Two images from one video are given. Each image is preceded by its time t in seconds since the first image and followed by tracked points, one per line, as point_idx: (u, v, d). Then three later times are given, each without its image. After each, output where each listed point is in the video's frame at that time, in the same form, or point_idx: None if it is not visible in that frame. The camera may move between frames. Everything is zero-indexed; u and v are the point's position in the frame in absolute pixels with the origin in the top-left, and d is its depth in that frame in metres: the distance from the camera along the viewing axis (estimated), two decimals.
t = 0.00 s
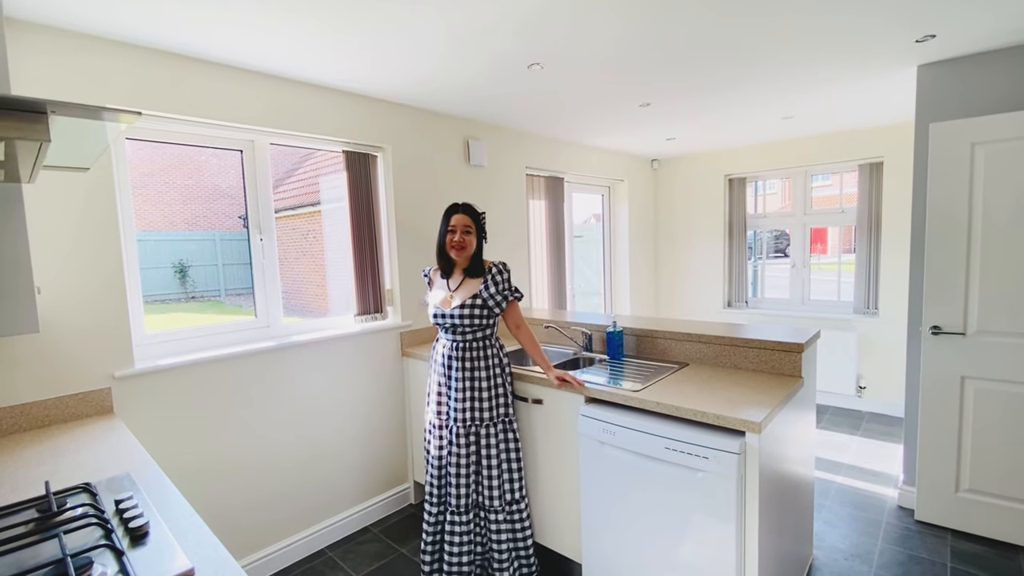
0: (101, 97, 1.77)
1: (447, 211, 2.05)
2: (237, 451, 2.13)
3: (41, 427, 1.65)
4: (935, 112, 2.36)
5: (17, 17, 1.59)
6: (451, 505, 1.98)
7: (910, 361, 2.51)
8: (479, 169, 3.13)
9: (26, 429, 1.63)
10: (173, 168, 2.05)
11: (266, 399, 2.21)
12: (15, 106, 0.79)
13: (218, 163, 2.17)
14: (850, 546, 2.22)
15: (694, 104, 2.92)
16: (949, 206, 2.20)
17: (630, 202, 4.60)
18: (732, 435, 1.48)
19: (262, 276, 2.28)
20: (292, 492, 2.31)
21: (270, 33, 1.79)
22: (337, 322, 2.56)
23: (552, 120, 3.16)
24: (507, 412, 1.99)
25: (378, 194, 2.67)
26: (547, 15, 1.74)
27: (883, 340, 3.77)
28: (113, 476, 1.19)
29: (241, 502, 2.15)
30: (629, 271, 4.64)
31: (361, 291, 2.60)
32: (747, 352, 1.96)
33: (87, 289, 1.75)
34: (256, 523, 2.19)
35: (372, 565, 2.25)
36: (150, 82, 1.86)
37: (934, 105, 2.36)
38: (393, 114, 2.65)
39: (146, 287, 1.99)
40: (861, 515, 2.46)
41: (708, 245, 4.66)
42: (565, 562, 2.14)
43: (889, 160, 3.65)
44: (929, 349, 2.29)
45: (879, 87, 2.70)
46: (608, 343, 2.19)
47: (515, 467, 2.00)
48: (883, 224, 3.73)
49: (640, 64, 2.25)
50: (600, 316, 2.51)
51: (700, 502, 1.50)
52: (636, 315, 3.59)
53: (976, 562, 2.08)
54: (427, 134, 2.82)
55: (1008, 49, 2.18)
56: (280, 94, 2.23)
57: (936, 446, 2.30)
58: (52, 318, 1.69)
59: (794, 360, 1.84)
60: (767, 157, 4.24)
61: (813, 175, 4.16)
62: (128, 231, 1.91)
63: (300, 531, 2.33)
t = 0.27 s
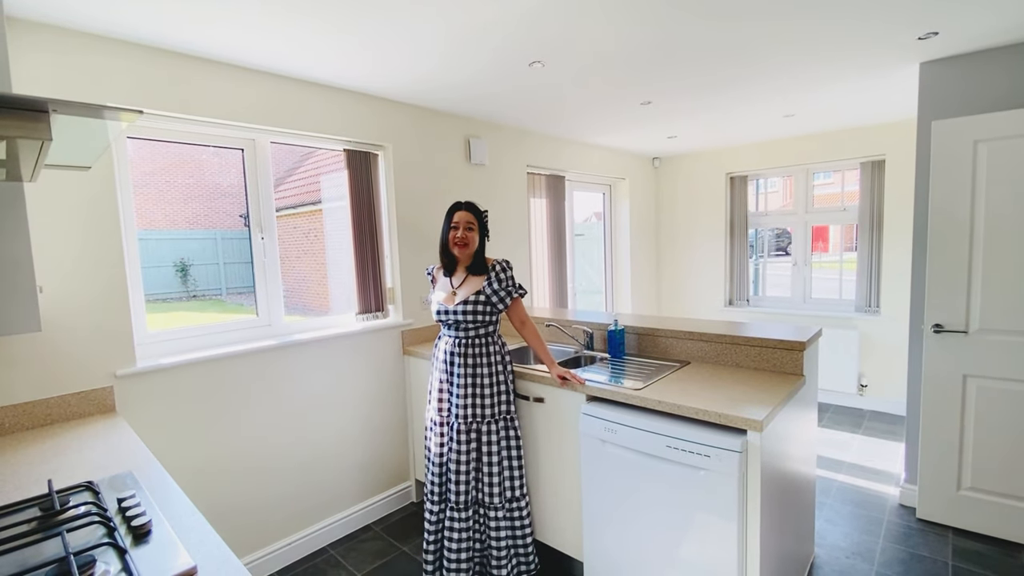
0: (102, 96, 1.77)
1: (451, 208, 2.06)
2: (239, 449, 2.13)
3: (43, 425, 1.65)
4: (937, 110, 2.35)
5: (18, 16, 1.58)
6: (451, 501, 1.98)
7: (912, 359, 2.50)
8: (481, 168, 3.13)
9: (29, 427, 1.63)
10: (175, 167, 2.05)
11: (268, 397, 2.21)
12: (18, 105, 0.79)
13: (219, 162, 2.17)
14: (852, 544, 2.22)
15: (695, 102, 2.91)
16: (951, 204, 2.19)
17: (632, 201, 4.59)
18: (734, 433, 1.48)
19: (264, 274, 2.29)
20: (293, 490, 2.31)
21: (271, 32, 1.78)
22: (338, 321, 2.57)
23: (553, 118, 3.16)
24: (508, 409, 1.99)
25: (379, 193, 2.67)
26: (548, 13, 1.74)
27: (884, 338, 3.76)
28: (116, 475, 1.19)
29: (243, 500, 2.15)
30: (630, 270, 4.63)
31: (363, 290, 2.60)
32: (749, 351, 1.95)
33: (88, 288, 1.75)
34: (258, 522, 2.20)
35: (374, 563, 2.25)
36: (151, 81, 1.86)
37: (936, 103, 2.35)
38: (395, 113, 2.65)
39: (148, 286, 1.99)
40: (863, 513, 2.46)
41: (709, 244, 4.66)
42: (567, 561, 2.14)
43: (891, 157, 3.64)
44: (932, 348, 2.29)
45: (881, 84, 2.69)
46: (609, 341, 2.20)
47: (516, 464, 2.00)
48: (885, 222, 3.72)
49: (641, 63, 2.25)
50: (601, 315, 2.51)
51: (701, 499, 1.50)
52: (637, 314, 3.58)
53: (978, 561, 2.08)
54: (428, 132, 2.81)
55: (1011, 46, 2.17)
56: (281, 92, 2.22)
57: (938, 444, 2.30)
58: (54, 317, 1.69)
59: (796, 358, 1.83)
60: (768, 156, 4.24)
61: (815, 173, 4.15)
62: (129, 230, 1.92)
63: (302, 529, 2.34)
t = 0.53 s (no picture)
0: (103, 94, 1.77)
1: (454, 205, 2.06)
2: (240, 447, 2.13)
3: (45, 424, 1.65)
4: (940, 107, 2.35)
5: (18, 14, 1.58)
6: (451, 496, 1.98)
7: (913, 357, 2.50)
8: (481, 166, 3.12)
9: (32, 425, 1.63)
10: (175, 165, 2.05)
11: (269, 396, 2.22)
12: (19, 102, 0.79)
13: (220, 160, 2.17)
14: (853, 542, 2.22)
15: (696, 99, 2.91)
16: (953, 202, 2.19)
17: (633, 199, 4.59)
18: (735, 431, 1.48)
19: (265, 272, 2.29)
20: (295, 488, 2.31)
21: (271, 29, 1.78)
22: (339, 319, 2.57)
23: (554, 116, 3.15)
24: (508, 407, 1.99)
25: (380, 192, 2.67)
26: (550, 10, 1.73)
27: (886, 336, 3.76)
28: (118, 473, 1.19)
29: (244, 498, 2.15)
30: (631, 268, 4.63)
31: (364, 288, 2.60)
32: (750, 349, 1.95)
33: (90, 287, 1.75)
34: (259, 520, 2.20)
35: (376, 560, 2.26)
36: (152, 79, 1.86)
37: (938, 100, 2.35)
38: (395, 111, 2.64)
39: (149, 285, 1.99)
40: (864, 511, 2.46)
41: (710, 242, 4.65)
42: (568, 559, 2.15)
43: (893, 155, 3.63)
44: (934, 346, 2.28)
45: (883, 82, 2.68)
46: (610, 339, 2.20)
47: (516, 461, 1.99)
48: (887, 220, 3.71)
49: (642, 60, 2.24)
50: (602, 313, 2.51)
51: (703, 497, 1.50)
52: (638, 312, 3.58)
53: (980, 559, 2.08)
54: (429, 130, 2.81)
55: (1013, 42, 2.17)
56: (282, 90, 2.22)
57: (940, 442, 2.30)
58: (55, 315, 1.69)
59: (798, 356, 1.83)
60: (770, 153, 4.23)
61: (816, 171, 4.14)
62: (130, 229, 1.92)
63: (303, 527, 2.34)
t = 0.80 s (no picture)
0: (104, 93, 1.77)
1: (455, 205, 2.06)
2: (241, 446, 2.13)
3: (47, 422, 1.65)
4: (942, 105, 2.34)
5: (18, 12, 1.58)
6: (449, 493, 1.99)
7: (915, 355, 2.50)
8: (482, 164, 3.12)
9: (33, 424, 1.64)
10: (176, 163, 2.05)
11: (270, 394, 2.22)
12: (19, 100, 0.79)
13: (220, 158, 2.17)
14: (854, 540, 2.22)
15: (697, 97, 2.90)
16: (955, 200, 2.18)
17: (633, 197, 4.58)
18: (737, 429, 1.48)
19: (266, 270, 2.29)
20: (296, 486, 2.32)
21: (272, 28, 1.78)
22: (340, 318, 2.57)
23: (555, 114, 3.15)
24: (508, 405, 1.99)
25: (381, 190, 2.66)
26: (551, 8, 1.73)
27: (887, 335, 3.75)
28: (120, 471, 1.19)
29: (245, 497, 2.16)
30: (632, 266, 4.63)
31: (365, 287, 2.60)
32: (752, 347, 1.95)
33: (91, 286, 1.75)
34: (261, 518, 2.20)
35: (378, 558, 2.26)
36: (152, 78, 1.86)
37: (939, 97, 2.34)
38: (396, 109, 2.64)
39: (150, 283, 1.99)
40: (865, 509, 2.46)
41: (711, 240, 4.65)
42: (570, 557, 2.15)
43: (894, 153, 3.62)
44: (936, 344, 2.28)
45: (885, 79, 2.67)
46: (611, 337, 2.20)
47: (515, 458, 1.99)
48: (888, 218, 3.70)
49: (643, 58, 2.24)
50: (603, 311, 2.51)
51: (705, 497, 1.50)
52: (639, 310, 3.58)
53: (981, 557, 2.08)
54: (430, 128, 2.81)
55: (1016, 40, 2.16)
56: (283, 89, 2.22)
57: (941, 440, 2.30)
58: (56, 314, 1.69)
59: (799, 354, 1.83)
60: (770, 152, 4.22)
61: (818, 169, 4.13)
62: (131, 228, 1.92)
63: (305, 525, 2.35)
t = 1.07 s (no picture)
0: (104, 92, 1.77)
1: (449, 203, 2.05)
2: (242, 444, 2.14)
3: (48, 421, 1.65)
4: (943, 102, 2.33)
5: (18, 11, 1.58)
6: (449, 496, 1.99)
7: (915, 353, 2.50)
8: (482, 162, 3.12)
9: (34, 422, 1.64)
10: (177, 162, 2.05)
11: (271, 393, 2.22)
12: (19, 99, 0.79)
13: (220, 157, 2.17)
14: (855, 538, 2.22)
15: (698, 95, 2.89)
16: (957, 198, 2.18)
17: (634, 195, 4.58)
18: (738, 427, 1.48)
19: (266, 269, 2.29)
20: (297, 485, 2.32)
21: (272, 26, 1.78)
22: (340, 316, 2.57)
23: (556, 112, 3.14)
24: (506, 407, 1.99)
25: (381, 189, 2.66)
26: (552, 5, 1.72)
27: (888, 333, 3.75)
28: (122, 469, 1.20)
29: (247, 495, 2.16)
30: (632, 264, 4.62)
31: (365, 285, 2.60)
32: (752, 345, 1.95)
33: (92, 284, 1.75)
34: (262, 516, 2.21)
35: (378, 556, 2.27)
36: (153, 77, 1.85)
37: (941, 95, 2.34)
38: (396, 108, 2.63)
39: (151, 282, 1.99)
40: (866, 507, 2.46)
41: (711, 238, 4.64)
42: (570, 555, 2.15)
43: (895, 151, 3.61)
44: (937, 342, 2.27)
45: (886, 77, 2.67)
46: (612, 335, 2.20)
47: (514, 460, 1.99)
48: (890, 216, 3.70)
49: (643, 56, 2.23)
50: (604, 309, 2.51)
51: (706, 496, 1.49)
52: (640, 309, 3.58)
53: (982, 555, 2.08)
54: (430, 127, 2.81)
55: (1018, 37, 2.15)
56: (283, 87, 2.22)
57: (942, 438, 2.30)
58: (57, 313, 1.69)
59: (800, 352, 1.83)
60: (771, 150, 4.22)
61: (819, 167, 4.13)
62: (131, 227, 1.91)
63: (305, 524, 2.35)
